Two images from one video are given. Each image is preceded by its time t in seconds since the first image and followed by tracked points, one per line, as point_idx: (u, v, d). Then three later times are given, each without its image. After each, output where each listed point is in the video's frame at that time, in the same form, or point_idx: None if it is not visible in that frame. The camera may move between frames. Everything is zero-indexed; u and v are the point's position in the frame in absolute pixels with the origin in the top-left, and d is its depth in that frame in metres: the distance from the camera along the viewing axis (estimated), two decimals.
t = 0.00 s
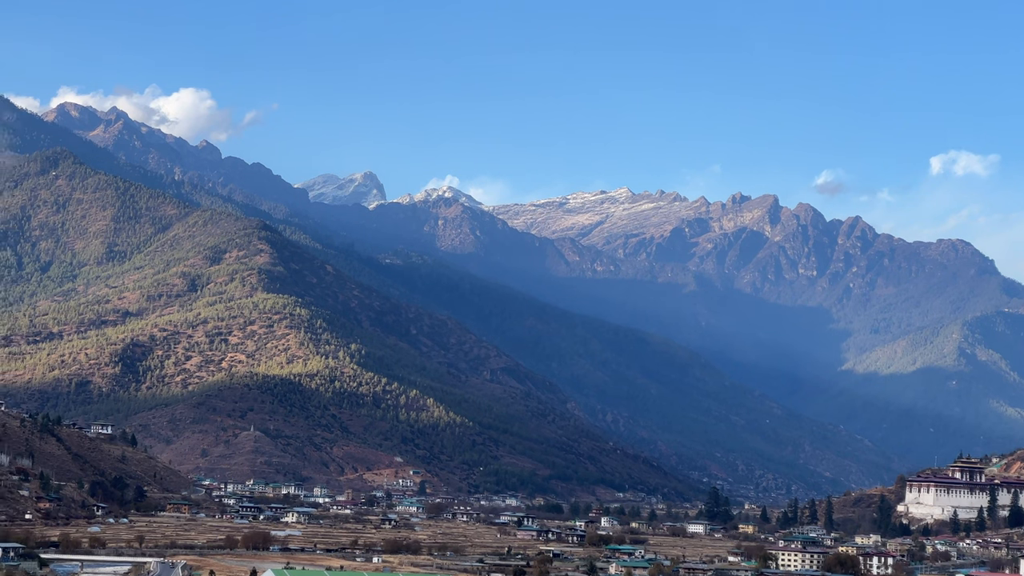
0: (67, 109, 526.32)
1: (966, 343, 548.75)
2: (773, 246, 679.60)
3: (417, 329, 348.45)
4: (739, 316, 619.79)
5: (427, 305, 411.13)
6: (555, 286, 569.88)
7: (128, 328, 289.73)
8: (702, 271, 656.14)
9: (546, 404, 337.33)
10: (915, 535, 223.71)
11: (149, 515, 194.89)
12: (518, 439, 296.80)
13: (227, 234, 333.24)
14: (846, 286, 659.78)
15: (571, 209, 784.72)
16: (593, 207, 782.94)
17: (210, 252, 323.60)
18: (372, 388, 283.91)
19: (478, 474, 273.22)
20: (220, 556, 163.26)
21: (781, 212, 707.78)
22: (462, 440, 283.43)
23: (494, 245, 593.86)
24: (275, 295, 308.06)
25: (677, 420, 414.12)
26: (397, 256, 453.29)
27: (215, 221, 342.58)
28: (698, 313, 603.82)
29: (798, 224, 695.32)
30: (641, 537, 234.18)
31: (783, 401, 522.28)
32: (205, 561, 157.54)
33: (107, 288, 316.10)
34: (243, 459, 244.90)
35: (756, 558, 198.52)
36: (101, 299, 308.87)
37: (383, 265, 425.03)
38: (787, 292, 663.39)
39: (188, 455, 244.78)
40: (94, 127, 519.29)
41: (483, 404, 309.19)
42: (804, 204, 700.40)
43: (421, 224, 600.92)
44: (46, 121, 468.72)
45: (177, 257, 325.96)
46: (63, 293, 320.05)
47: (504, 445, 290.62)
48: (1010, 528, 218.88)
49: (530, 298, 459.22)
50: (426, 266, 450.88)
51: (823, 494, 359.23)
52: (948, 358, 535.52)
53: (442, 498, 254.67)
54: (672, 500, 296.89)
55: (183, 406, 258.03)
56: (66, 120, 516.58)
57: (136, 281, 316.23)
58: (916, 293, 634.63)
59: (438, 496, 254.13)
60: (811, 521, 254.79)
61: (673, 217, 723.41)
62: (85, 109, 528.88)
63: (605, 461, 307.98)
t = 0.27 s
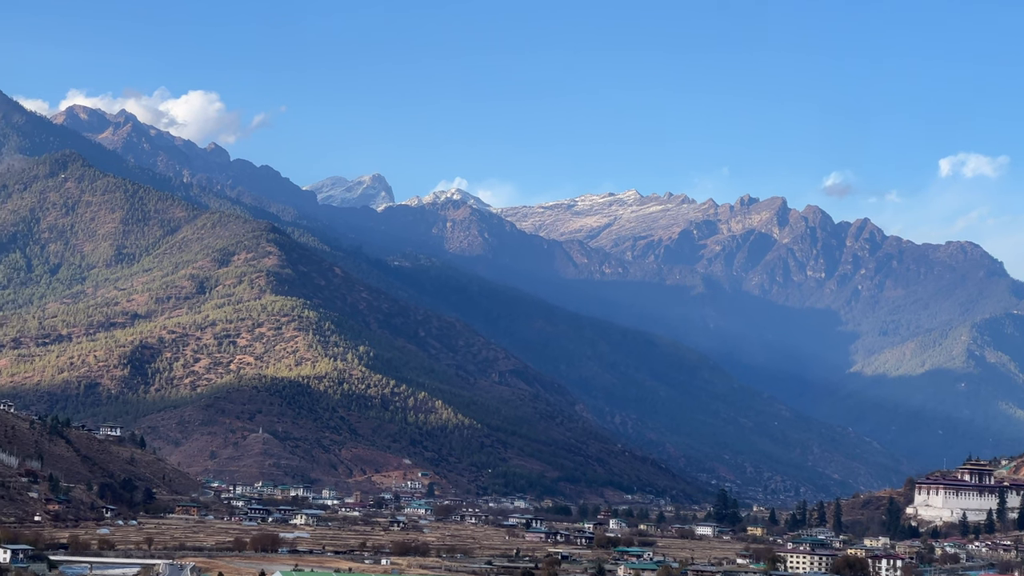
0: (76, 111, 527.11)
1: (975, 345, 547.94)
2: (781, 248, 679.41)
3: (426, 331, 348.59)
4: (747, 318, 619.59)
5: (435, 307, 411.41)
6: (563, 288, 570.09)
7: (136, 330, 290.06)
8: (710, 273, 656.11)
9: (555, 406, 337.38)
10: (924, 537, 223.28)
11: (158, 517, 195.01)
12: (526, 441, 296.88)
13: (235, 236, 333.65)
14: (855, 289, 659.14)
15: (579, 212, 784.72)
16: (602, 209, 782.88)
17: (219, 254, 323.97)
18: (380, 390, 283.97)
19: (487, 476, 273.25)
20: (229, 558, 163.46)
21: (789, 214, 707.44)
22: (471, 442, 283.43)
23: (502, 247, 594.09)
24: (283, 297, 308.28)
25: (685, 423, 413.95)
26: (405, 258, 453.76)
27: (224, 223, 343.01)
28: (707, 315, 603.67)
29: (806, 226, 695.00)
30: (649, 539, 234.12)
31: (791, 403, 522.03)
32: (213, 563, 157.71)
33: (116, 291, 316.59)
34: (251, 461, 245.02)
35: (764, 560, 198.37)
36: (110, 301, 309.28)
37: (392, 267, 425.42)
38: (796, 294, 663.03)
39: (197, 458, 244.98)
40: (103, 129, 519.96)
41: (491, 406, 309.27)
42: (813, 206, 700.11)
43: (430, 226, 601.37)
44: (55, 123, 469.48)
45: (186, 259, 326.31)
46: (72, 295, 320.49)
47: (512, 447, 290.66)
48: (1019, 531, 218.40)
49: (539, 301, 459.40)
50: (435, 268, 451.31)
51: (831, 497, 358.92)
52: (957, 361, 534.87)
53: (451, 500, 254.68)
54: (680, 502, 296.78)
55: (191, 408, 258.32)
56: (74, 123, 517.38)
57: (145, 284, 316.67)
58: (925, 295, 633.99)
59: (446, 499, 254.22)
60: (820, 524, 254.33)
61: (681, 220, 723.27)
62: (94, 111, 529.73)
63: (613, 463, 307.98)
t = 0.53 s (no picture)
0: (86, 114, 527.92)
1: (986, 348, 547.07)
2: (791, 250, 679.14)
3: (435, 334, 348.59)
4: (757, 320, 619.32)
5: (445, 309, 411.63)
6: (573, 291, 570.18)
7: (146, 333, 290.31)
8: (720, 276, 655.98)
9: (564, 409, 337.32)
10: (934, 540, 222.76)
11: (168, 520, 195.14)
12: (536, 444, 296.76)
13: (245, 239, 333.93)
14: (865, 291, 658.57)
15: (588, 214, 784.68)
16: (611, 212, 782.81)
17: (228, 257, 324.22)
18: (390, 393, 284.02)
19: (496, 479, 273.16)
20: (239, 561, 163.52)
21: (799, 216, 707.07)
22: (481, 445, 283.32)
23: (512, 250, 594.19)
24: (293, 300, 308.38)
25: (695, 425, 413.68)
26: (415, 261, 454.06)
27: (234, 226, 343.34)
28: (716, 317, 603.45)
29: (816, 229, 694.67)
30: (659, 542, 233.88)
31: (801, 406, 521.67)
32: (224, 565, 157.72)
33: (126, 293, 317.02)
34: (261, 464, 245.01)
35: (774, 563, 198.03)
36: (120, 304, 309.66)
37: (401, 270, 425.71)
38: (805, 297, 662.60)
39: (206, 461, 245.16)
40: (113, 132, 520.62)
41: (501, 409, 309.23)
42: (823, 209, 699.75)
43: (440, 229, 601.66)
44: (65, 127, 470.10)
45: (195, 262, 326.60)
46: (82, 298, 320.79)
47: (521, 450, 290.53)
48: None
49: (548, 303, 459.45)
50: (445, 271, 451.56)
51: (841, 499, 358.39)
52: (968, 364, 534.18)
53: (460, 503, 254.53)
54: (690, 505, 296.57)
55: (201, 411, 258.51)
56: (84, 126, 518.08)
57: (155, 287, 316.96)
58: (935, 298, 633.34)
59: (456, 501, 254.13)
60: (830, 526, 254.04)
61: (690, 222, 723.05)
62: (104, 115, 530.50)
63: (623, 465, 307.83)
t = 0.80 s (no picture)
0: (96, 117, 528.64)
1: (997, 350, 546.34)
2: (801, 253, 678.97)
3: (445, 336, 348.63)
4: (767, 322, 619.12)
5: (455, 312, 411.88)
6: (583, 293, 570.16)
7: (157, 336, 290.52)
8: (730, 278, 655.86)
9: (574, 411, 337.29)
10: (945, 543, 222.27)
11: (179, 522, 195.24)
12: (546, 446, 296.65)
13: (255, 242, 334.18)
14: (875, 293, 658.07)
15: (598, 217, 784.61)
16: (621, 214, 782.77)
17: (239, 260, 324.46)
18: (400, 396, 284.05)
19: (507, 481, 273.08)
20: (250, 563, 163.53)
21: (809, 218, 706.79)
22: (491, 447, 283.28)
23: (522, 252, 594.39)
24: (303, 302, 308.50)
25: (705, 427, 413.47)
26: (426, 263, 454.37)
27: (244, 229, 343.59)
28: (726, 319, 603.21)
29: (826, 231, 694.42)
30: (669, 544, 233.67)
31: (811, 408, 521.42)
32: (234, 567, 157.78)
33: (137, 296, 317.30)
34: (271, 466, 245.04)
35: (785, 565, 197.75)
36: (131, 307, 309.99)
37: (411, 272, 426.00)
38: (816, 299, 662.18)
39: (217, 463, 245.33)
40: (123, 135, 521.27)
41: (511, 411, 309.18)
42: (833, 211, 699.40)
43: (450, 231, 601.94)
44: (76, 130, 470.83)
45: (205, 265, 326.85)
46: (93, 301, 321.14)
47: (532, 452, 290.43)
48: None
49: (558, 305, 459.52)
50: (455, 273, 451.89)
51: (851, 502, 357.95)
52: (978, 366, 533.59)
53: (471, 505, 254.54)
54: (700, 507, 296.34)
55: (212, 413, 258.67)
56: (95, 129, 518.75)
57: (165, 289, 317.21)
58: (946, 300, 632.66)
59: (466, 504, 254.13)
60: (840, 529, 253.66)
61: (700, 224, 722.94)
62: (115, 117, 531.18)
63: (633, 468, 307.67)
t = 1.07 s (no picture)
0: (107, 121, 529.44)
1: (1008, 352, 545.70)
2: (811, 255, 678.70)
3: (455, 339, 348.64)
4: (777, 324, 618.84)
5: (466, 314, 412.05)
6: (594, 295, 570.23)
7: (167, 339, 290.76)
8: (740, 280, 655.58)
9: (585, 413, 337.25)
10: (956, 545, 221.97)
11: (190, 525, 195.35)
12: (556, 449, 296.53)
13: (265, 244, 334.50)
14: (886, 295, 657.55)
15: (609, 219, 784.49)
16: (631, 216, 782.58)
17: (249, 263, 324.74)
18: (411, 398, 284.06)
19: (517, 484, 273.03)
20: (261, 565, 163.67)
21: (819, 221, 706.39)
22: (501, 450, 283.21)
23: (533, 255, 594.58)
24: (313, 305, 308.64)
25: (715, 430, 413.29)
26: (436, 266, 454.55)
27: (254, 232, 343.92)
28: (737, 321, 602.93)
29: (836, 233, 694.08)
30: (680, 547, 233.47)
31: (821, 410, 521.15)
32: (245, 570, 157.90)
33: (148, 299, 317.62)
34: (282, 469, 245.10)
35: (796, 568, 197.58)
36: (141, 309, 310.24)
37: (422, 275, 426.25)
38: (826, 301, 661.72)
39: (228, 466, 245.52)
40: (134, 138, 521.88)
41: (521, 414, 309.13)
42: (843, 214, 699.07)
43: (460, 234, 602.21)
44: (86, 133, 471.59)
45: (216, 267, 327.14)
46: (103, 304, 321.50)
47: (542, 455, 290.35)
48: None
49: (569, 308, 459.56)
50: (465, 276, 452.12)
51: (862, 504, 357.58)
52: (989, 368, 533.07)
53: (481, 508, 254.50)
54: (711, 509, 296.10)
55: (222, 416, 258.87)
56: (105, 132, 519.49)
57: (176, 292, 317.49)
58: (957, 302, 631.97)
59: (477, 506, 254.10)
60: (851, 531, 253.42)
61: (711, 227, 722.55)
62: (125, 121, 531.98)
63: (643, 470, 307.50)
